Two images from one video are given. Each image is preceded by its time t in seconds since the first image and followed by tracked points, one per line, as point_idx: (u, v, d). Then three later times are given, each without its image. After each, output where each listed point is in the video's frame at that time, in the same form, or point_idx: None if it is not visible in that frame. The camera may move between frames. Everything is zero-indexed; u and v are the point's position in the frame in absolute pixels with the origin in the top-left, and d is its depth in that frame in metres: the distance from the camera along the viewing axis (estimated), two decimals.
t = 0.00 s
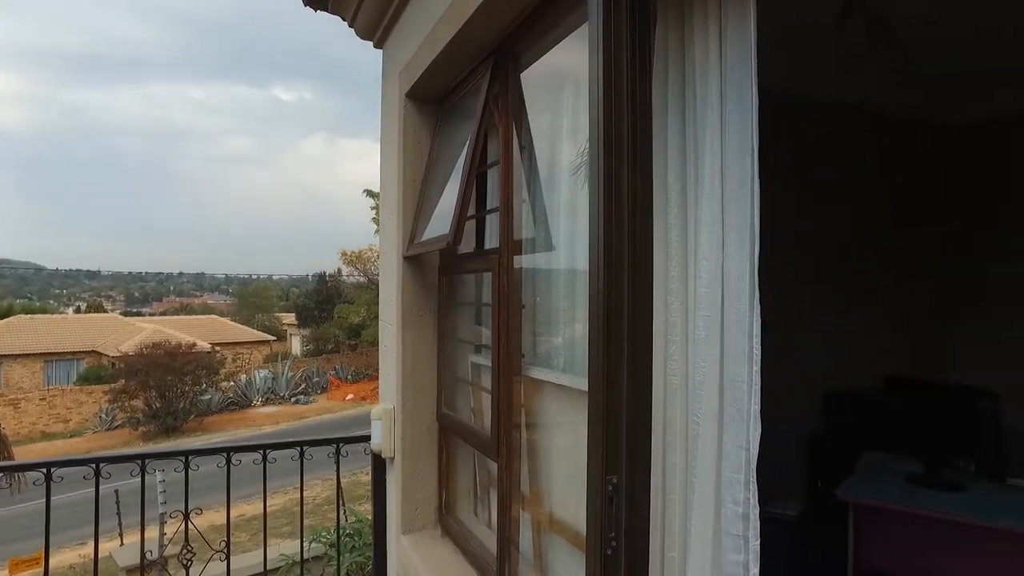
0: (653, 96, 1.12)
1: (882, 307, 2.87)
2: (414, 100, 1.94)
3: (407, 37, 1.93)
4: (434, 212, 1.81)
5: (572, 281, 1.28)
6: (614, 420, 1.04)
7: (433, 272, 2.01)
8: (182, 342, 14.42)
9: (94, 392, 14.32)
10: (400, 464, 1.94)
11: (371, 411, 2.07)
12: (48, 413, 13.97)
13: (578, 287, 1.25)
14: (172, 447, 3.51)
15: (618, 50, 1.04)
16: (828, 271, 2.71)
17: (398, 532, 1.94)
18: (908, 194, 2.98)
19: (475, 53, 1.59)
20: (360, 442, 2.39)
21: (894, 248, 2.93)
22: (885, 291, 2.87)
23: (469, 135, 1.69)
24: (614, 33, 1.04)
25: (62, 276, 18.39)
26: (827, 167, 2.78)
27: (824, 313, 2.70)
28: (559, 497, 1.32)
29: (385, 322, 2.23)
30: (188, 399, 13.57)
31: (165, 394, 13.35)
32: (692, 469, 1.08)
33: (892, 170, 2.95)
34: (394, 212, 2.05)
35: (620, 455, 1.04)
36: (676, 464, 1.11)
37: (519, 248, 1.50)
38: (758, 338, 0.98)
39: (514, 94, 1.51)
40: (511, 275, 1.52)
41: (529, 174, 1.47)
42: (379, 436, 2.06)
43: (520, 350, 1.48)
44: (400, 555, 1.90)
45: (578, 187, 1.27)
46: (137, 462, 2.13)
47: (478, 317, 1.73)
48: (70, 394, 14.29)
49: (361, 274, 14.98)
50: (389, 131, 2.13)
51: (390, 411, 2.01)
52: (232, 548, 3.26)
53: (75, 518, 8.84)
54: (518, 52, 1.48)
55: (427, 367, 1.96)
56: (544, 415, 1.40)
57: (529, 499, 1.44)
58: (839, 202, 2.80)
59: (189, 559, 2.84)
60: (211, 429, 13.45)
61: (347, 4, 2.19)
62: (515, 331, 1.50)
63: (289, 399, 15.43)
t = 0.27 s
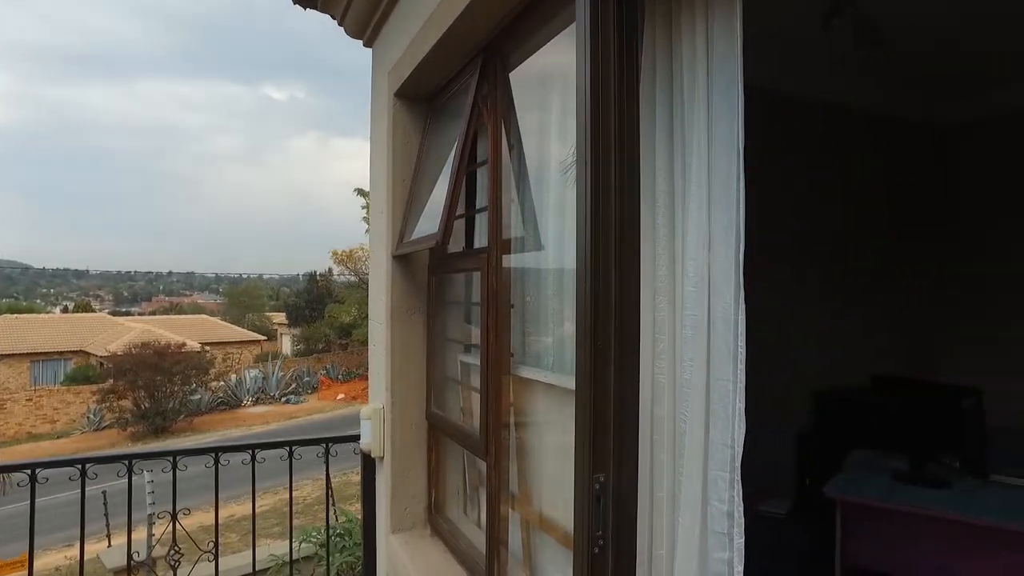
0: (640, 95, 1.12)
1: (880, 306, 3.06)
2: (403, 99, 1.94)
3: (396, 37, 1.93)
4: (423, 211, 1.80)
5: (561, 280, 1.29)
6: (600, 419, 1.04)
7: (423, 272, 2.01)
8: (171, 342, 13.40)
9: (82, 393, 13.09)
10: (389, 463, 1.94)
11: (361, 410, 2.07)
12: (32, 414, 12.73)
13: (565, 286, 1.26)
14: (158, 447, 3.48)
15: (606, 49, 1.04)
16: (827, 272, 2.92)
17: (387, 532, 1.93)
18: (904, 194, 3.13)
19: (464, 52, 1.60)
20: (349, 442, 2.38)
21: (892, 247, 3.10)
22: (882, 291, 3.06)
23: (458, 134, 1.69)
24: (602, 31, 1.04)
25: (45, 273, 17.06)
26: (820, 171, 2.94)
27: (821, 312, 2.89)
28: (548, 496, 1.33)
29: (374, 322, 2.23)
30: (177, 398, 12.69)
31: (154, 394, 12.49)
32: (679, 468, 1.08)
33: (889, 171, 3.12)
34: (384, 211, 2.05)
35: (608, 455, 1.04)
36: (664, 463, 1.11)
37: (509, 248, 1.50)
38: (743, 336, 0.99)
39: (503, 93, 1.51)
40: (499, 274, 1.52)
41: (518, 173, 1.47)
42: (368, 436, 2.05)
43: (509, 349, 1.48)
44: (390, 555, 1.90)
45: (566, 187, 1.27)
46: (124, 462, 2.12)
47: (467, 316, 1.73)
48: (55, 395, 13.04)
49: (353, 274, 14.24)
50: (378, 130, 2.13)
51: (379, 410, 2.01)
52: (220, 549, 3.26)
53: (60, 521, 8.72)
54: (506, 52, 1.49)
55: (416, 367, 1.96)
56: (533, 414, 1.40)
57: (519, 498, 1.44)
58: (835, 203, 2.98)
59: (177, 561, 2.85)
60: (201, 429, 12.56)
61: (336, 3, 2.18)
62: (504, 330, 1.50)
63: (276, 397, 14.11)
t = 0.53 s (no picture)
0: (626, 94, 1.12)
1: (884, 310, 2.80)
2: (391, 98, 1.94)
3: (384, 36, 1.93)
4: (411, 210, 1.81)
5: (548, 279, 1.29)
6: (586, 417, 1.04)
7: (410, 271, 2.01)
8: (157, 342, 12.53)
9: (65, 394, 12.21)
10: (377, 463, 1.94)
11: (349, 409, 2.07)
12: (16, 415, 11.88)
13: (551, 285, 1.26)
14: (144, 446, 3.47)
15: (591, 47, 1.04)
16: (828, 273, 2.77)
17: (375, 531, 1.93)
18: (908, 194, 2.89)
19: (451, 51, 1.60)
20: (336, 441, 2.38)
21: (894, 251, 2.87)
22: (884, 293, 2.82)
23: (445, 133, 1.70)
24: (587, 30, 1.04)
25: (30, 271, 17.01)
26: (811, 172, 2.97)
27: (822, 313, 2.74)
28: (534, 494, 1.33)
29: (363, 321, 2.22)
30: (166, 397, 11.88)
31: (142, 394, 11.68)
32: (664, 465, 1.09)
33: (892, 171, 2.91)
34: (372, 210, 2.05)
35: (592, 453, 1.04)
36: (649, 461, 1.11)
37: (495, 247, 1.50)
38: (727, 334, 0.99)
39: (490, 92, 1.51)
40: (486, 274, 1.51)
41: (506, 172, 1.47)
42: (356, 435, 2.05)
43: (496, 348, 1.48)
44: (377, 554, 1.90)
45: (552, 186, 1.27)
46: (109, 462, 2.12)
47: (455, 315, 1.72)
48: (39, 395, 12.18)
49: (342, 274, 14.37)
50: (366, 128, 2.13)
51: (367, 409, 2.01)
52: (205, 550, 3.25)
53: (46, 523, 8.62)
54: (493, 51, 1.49)
55: (404, 366, 1.96)
56: (520, 413, 1.41)
57: (506, 498, 1.44)
58: (836, 204, 2.86)
59: (162, 563, 2.85)
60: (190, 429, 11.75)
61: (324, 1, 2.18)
62: (491, 329, 1.50)
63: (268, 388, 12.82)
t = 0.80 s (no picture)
0: (611, 91, 1.12)
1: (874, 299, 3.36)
2: (378, 96, 1.94)
3: (371, 34, 1.93)
4: (399, 209, 1.81)
5: (534, 279, 1.28)
6: (570, 416, 1.04)
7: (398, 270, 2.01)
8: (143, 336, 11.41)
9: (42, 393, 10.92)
10: (365, 463, 1.93)
11: (337, 408, 2.07)
12: None
13: (536, 284, 1.27)
14: (131, 446, 3.42)
15: (576, 44, 1.04)
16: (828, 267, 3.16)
17: (363, 531, 1.93)
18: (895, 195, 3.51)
19: (438, 50, 1.60)
20: (323, 441, 2.38)
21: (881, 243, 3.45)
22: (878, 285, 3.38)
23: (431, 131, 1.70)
24: (574, 26, 1.04)
25: None
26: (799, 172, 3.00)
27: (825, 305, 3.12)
28: (520, 492, 1.34)
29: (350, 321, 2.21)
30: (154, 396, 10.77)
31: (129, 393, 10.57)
32: (650, 463, 1.09)
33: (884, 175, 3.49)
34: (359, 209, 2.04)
35: (577, 452, 1.04)
36: (634, 459, 1.11)
37: (482, 245, 1.50)
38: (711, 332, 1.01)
39: (476, 91, 1.51)
40: (474, 273, 1.51)
41: (493, 171, 1.46)
42: (344, 434, 2.05)
43: (483, 347, 1.49)
44: (365, 554, 1.90)
45: (537, 185, 1.27)
46: (93, 463, 2.10)
47: (443, 314, 1.72)
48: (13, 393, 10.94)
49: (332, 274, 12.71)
50: (354, 127, 2.13)
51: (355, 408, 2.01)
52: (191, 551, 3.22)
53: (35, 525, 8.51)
54: (478, 50, 1.49)
55: (393, 365, 1.96)
56: (507, 412, 1.41)
57: (493, 497, 1.44)
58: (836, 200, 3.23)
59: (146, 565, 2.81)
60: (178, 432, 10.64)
61: None
62: (477, 328, 1.50)
63: (254, 399, 7.88)
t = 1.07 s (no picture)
0: (601, 88, 1.11)
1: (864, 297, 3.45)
2: (368, 96, 1.94)
3: (360, 34, 1.93)
4: (389, 208, 1.81)
5: (523, 277, 1.28)
6: (559, 414, 1.03)
7: (387, 268, 2.00)
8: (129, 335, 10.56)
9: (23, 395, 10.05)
10: (355, 462, 1.93)
11: (327, 407, 2.07)
12: None
13: (524, 282, 1.27)
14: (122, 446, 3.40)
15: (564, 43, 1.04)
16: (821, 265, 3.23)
17: (354, 530, 1.93)
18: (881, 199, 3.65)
19: (428, 50, 1.60)
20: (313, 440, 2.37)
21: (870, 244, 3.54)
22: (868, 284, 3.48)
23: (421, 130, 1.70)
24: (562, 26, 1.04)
25: None
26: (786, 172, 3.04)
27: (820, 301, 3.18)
28: (510, 491, 1.34)
29: (339, 320, 2.20)
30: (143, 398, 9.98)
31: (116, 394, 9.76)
32: (639, 461, 1.10)
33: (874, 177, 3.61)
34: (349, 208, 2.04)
35: (566, 450, 1.04)
36: (622, 458, 1.12)
37: (472, 245, 1.50)
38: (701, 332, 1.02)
39: (466, 91, 1.52)
40: (463, 273, 1.51)
41: (482, 170, 1.46)
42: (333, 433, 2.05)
43: (472, 346, 1.49)
44: (355, 553, 1.90)
45: (524, 184, 1.28)
46: (79, 464, 2.08)
47: (432, 313, 1.72)
48: None
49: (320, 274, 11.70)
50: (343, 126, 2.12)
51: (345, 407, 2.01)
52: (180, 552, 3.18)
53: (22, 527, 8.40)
54: (468, 50, 1.49)
55: (383, 364, 1.96)
56: (496, 411, 1.41)
57: (483, 496, 1.44)
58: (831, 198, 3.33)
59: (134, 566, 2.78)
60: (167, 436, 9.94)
61: None
62: (466, 327, 1.50)
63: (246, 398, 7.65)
